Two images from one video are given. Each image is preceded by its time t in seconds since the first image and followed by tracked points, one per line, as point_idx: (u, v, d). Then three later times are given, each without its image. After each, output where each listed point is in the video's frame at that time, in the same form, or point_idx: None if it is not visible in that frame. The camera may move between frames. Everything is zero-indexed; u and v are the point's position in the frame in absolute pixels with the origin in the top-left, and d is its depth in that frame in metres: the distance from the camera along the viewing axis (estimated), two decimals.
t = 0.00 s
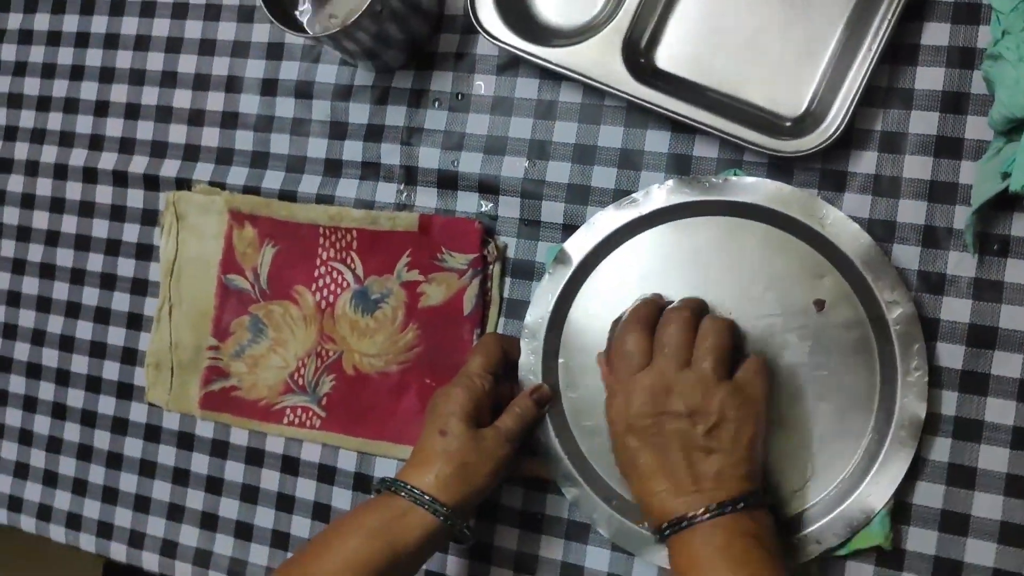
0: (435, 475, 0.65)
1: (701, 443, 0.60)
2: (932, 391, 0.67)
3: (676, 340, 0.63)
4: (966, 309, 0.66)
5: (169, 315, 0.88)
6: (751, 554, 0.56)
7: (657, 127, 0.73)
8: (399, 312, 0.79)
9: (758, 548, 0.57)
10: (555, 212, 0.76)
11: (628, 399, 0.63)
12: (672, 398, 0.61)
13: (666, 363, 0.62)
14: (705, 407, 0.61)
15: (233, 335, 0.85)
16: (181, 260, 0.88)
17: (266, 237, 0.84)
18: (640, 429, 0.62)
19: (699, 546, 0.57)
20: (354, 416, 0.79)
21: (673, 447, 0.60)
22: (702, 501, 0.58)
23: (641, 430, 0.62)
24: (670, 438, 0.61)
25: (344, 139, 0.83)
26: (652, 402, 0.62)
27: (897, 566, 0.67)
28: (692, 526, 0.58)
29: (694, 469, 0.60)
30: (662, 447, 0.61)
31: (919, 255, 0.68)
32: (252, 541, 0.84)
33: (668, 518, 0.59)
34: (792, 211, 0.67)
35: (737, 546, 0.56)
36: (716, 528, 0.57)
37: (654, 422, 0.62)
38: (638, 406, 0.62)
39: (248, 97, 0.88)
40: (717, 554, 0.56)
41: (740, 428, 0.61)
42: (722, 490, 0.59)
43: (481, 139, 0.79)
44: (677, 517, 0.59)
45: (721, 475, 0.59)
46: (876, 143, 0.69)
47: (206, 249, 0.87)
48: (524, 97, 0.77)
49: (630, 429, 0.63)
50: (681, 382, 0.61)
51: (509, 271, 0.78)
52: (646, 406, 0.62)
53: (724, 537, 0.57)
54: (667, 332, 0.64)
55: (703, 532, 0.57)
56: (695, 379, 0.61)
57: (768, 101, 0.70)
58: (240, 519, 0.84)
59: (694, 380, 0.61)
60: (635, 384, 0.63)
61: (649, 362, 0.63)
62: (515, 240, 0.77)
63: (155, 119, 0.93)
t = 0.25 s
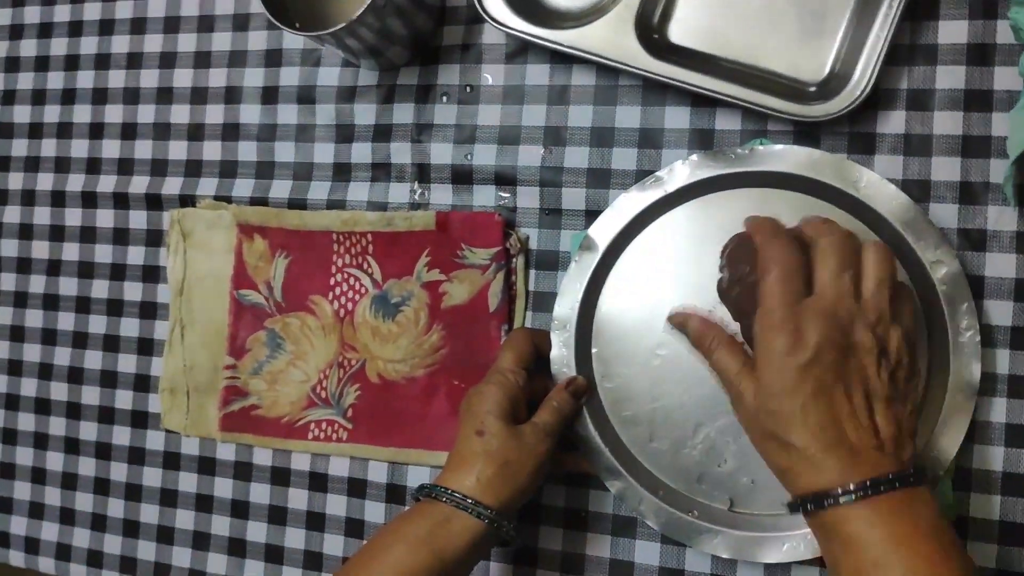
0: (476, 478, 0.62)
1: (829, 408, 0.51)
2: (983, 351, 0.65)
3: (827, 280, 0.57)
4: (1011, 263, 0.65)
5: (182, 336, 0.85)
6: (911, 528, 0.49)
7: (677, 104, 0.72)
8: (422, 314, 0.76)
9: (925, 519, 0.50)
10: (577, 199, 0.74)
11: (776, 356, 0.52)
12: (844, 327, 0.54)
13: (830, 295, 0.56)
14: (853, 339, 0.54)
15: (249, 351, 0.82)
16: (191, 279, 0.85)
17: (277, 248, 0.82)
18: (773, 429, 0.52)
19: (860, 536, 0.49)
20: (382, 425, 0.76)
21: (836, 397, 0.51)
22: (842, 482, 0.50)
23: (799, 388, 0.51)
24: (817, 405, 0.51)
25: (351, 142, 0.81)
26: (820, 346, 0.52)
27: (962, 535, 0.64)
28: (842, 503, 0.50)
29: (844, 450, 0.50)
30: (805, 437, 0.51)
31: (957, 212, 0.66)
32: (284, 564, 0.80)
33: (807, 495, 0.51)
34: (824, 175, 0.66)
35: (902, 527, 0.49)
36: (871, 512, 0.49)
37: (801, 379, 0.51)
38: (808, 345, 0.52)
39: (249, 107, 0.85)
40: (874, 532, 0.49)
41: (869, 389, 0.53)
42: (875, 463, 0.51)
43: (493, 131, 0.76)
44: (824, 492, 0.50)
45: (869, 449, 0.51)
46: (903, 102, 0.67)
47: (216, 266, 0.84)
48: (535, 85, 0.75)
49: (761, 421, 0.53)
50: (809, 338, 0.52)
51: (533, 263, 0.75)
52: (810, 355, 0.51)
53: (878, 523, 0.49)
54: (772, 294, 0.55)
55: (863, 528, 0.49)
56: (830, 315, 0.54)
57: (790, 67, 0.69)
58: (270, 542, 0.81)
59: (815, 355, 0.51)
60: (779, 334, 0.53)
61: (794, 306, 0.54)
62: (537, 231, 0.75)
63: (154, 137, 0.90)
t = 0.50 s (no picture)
0: (476, 476, 0.60)
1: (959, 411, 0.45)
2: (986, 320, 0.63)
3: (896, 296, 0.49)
4: (1009, 230, 0.64)
5: (165, 350, 0.83)
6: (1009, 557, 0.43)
7: (662, 86, 0.71)
8: (412, 313, 0.74)
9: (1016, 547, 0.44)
10: (565, 187, 0.72)
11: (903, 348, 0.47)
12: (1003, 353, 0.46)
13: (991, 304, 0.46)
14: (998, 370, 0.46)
15: (235, 362, 0.80)
16: (172, 291, 0.83)
17: (259, 254, 0.79)
18: (886, 408, 0.48)
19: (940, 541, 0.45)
20: (376, 429, 0.74)
21: (967, 397, 0.45)
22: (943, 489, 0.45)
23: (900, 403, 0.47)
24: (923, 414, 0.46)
25: (331, 141, 0.79)
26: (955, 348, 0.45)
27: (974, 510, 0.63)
28: (922, 509, 0.45)
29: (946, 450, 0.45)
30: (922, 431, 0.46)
31: (953, 181, 0.65)
32: None
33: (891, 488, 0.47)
34: (815, 149, 0.64)
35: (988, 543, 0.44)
36: (963, 527, 0.44)
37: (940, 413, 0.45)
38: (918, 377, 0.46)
39: (224, 111, 0.83)
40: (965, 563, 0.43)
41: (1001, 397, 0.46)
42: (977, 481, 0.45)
43: (476, 123, 0.74)
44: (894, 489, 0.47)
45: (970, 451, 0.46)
46: (892, 73, 0.67)
47: (196, 276, 0.82)
48: (517, 73, 0.74)
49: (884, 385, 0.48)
50: (969, 340, 0.45)
51: (523, 256, 0.73)
52: (964, 348, 0.45)
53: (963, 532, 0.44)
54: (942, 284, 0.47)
55: (944, 537, 0.45)
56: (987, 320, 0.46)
57: (775, 42, 0.68)
58: (265, 557, 0.78)
59: (967, 364, 0.45)
60: (920, 340, 0.46)
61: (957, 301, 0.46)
62: (525, 222, 0.73)
63: (128, 148, 0.88)
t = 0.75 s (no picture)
0: (467, 479, 0.60)
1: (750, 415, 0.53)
2: (971, 317, 0.64)
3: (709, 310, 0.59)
4: (992, 227, 0.64)
5: (152, 358, 0.82)
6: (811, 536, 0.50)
7: (646, 87, 0.71)
8: (399, 317, 0.74)
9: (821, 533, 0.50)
10: (551, 190, 0.72)
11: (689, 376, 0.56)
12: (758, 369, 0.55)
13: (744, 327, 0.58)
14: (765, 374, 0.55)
15: (223, 368, 0.79)
16: (159, 298, 0.82)
17: (245, 260, 0.79)
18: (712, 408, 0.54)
19: (754, 548, 0.50)
20: (365, 434, 0.74)
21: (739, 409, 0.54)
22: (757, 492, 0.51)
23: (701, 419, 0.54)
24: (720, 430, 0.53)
25: (316, 146, 0.79)
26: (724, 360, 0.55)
27: (960, 507, 0.63)
28: (737, 519, 0.50)
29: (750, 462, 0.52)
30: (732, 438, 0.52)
31: (936, 178, 0.65)
32: None
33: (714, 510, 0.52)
34: (799, 149, 0.65)
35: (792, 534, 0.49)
36: (773, 520, 0.50)
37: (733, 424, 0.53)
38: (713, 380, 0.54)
39: (209, 118, 0.83)
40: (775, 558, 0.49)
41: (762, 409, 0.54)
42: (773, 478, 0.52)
43: (461, 126, 0.75)
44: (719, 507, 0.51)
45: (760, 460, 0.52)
46: (874, 72, 0.67)
47: (183, 282, 0.82)
48: (501, 76, 0.74)
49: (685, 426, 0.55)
50: (704, 369, 0.55)
51: (510, 259, 0.73)
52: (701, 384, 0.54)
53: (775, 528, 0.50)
54: (703, 317, 0.59)
55: (757, 538, 0.50)
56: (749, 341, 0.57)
57: (758, 43, 0.68)
58: (255, 564, 0.78)
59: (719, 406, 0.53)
60: (694, 362, 0.56)
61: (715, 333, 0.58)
62: (512, 225, 0.73)
63: (113, 155, 0.87)
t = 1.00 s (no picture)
0: (454, 488, 0.59)
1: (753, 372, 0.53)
2: (959, 326, 0.64)
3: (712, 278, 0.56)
4: (981, 236, 0.64)
5: (138, 361, 0.82)
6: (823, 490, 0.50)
7: (637, 93, 0.71)
8: (387, 322, 0.73)
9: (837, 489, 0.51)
10: (541, 194, 0.72)
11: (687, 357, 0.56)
12: (754, 332, 0.54)
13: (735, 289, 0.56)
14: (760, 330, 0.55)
15: (209, 372, 0.79)
16: (145, 300, 0.82)
17: (233, 263, 0.79)
18: (704, 401, 0.54)
19: (776, 504, 0.50)
20: (353, 439, 0.73)
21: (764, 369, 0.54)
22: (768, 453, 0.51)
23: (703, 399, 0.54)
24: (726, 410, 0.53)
25: (305, 148, 0.78)
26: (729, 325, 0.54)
27: (947, 515, 0.63)
28: (756, 467, 0.51)
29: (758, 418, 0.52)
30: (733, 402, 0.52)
31: (925, 187, 0.65)
32: None
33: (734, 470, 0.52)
34: (789, 156, 0.64)
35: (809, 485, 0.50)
36: (789, 476, 0.50)
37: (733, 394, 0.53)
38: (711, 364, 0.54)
39: (197, 119, 0.82)
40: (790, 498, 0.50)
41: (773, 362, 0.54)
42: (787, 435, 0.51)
43: (451, 130, 0.74)
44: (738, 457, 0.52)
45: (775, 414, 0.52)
46: (864, 80, 0.67)
47: (169, 285, 0.81)
48: (491, 80, 0.73)
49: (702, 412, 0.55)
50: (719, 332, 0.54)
51: (499, 263, 0.73)
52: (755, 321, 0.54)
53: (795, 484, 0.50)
54: (703, 285, 0.57)
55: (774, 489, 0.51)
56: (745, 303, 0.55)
57: (749, 50, 0.68)
58: (241, 569, 0.77)
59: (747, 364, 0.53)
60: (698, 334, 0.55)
61: (719, 296, 0.55)
62: (501, 229, 0.73)
63: (99, 155, 0.86)
